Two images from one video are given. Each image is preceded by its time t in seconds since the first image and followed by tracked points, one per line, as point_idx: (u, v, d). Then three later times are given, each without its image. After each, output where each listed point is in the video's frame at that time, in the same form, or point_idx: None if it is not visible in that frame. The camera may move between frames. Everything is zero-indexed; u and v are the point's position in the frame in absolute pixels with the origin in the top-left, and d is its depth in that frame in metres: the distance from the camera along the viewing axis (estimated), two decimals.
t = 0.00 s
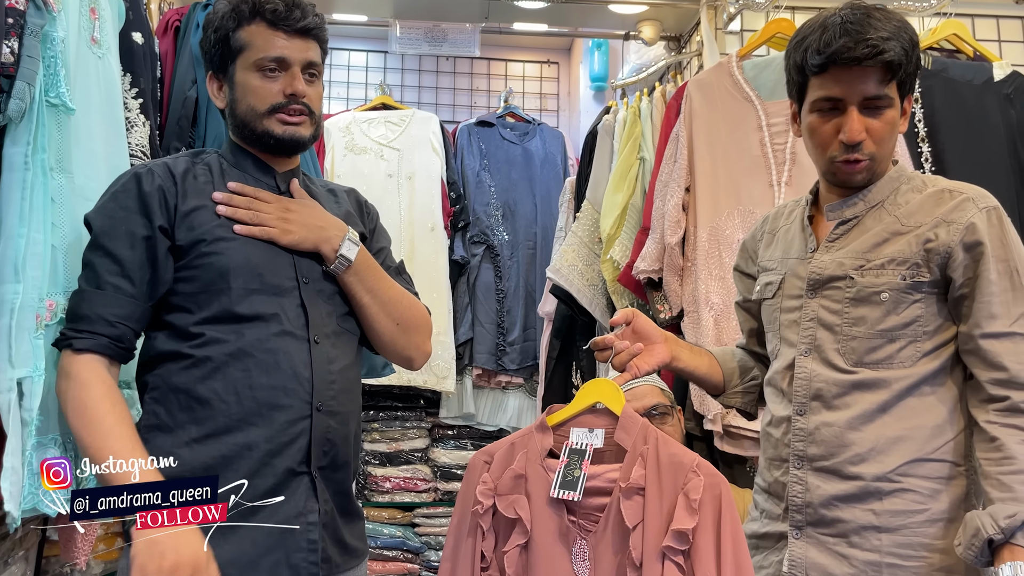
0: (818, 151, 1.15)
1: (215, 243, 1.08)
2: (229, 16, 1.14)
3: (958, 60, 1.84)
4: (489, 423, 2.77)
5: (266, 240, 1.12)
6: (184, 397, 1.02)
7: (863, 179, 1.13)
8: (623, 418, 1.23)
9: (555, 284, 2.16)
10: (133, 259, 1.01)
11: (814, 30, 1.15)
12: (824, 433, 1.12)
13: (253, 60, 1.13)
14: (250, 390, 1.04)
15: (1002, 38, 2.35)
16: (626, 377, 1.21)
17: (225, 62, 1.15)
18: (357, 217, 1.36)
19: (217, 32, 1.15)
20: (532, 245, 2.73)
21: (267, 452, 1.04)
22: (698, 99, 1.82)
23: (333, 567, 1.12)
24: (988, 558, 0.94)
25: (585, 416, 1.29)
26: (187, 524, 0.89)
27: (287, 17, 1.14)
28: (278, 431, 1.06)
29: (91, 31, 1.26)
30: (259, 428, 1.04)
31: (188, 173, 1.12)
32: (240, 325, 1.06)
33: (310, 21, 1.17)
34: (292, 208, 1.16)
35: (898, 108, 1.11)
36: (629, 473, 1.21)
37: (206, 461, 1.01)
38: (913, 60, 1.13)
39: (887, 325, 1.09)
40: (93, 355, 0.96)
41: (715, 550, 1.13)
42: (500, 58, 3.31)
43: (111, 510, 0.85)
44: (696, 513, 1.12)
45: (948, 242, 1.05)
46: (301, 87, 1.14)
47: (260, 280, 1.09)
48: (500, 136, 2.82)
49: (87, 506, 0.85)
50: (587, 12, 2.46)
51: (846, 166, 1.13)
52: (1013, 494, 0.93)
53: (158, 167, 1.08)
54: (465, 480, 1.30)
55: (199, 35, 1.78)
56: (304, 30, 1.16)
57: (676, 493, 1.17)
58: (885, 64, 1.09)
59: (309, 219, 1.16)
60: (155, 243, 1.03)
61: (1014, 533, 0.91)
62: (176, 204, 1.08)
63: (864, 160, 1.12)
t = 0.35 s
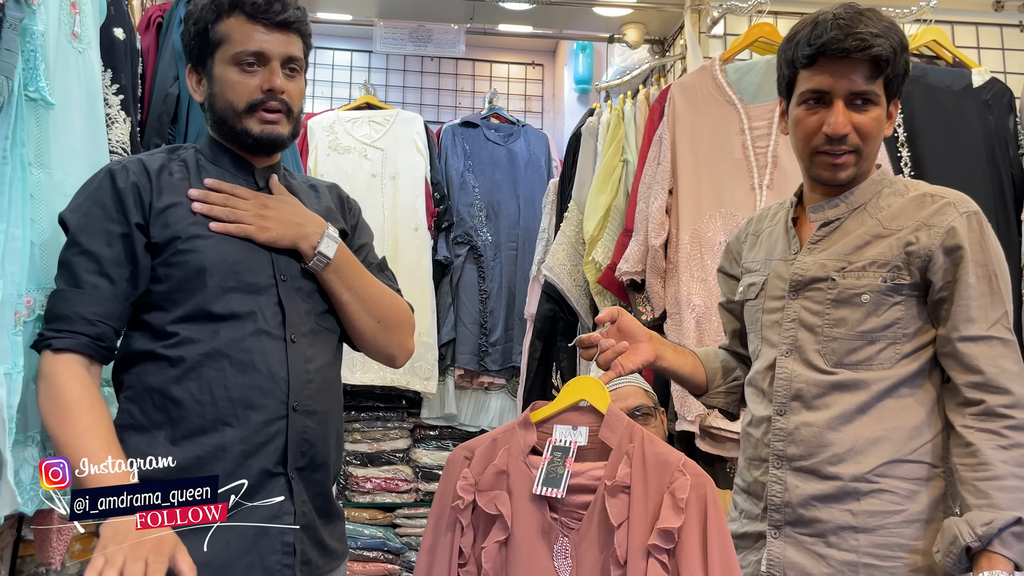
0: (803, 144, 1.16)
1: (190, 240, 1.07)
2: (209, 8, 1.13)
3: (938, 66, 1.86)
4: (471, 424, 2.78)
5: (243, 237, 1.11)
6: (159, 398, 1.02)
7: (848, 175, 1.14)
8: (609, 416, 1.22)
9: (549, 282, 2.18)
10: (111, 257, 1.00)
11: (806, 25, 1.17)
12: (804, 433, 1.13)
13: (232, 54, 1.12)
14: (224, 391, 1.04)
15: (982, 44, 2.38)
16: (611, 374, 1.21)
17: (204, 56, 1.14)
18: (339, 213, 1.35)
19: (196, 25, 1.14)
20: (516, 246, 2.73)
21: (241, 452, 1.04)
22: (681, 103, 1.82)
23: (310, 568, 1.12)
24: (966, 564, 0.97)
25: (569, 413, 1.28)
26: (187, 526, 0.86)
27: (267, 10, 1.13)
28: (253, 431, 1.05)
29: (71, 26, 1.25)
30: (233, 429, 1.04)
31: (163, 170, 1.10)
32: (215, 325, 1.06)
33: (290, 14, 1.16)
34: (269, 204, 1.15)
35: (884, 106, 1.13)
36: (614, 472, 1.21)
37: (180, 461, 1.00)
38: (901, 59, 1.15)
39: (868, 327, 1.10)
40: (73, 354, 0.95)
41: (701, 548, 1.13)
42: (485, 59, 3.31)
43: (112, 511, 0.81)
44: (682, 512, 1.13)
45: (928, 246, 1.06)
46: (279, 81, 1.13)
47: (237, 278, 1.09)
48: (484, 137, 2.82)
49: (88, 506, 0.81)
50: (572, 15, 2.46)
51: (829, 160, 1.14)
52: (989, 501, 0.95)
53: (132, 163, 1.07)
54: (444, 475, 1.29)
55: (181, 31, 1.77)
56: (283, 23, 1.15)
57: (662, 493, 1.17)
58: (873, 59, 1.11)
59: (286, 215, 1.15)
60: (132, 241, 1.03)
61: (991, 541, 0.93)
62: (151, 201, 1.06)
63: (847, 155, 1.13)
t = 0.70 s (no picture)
0: (786, 149, 1.17)
1: (167, 245, 1.06)
2: (186, 10, 1.12)
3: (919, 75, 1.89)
4: (454, 429, 2.77)
5: (221, 242, 1.10)
6: (135, 405, 1.01)
7: (831, 184, 1.15)
8: (594, 421, 1.23)
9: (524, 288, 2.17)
10: (90, 261, 0.99)
11: (793, 31, 1.18)
12: (783, 439, 1.14)
13: (211, 56, 1.12)
14: (201, 398, 1.03)
15: (961, 55, 2.41)
16: (595, 378, 1.21)
17: (182, 57, 1.14)
18: (317, 216, 1.35)
19: (173, 27, 1.13)
20: (500, 251, 2.73)
21: (218, 459, 1.03)
22: (665, 110, 1.83)
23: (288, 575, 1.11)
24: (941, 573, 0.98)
25: (551, 417, 1.29)
26: (185, 525, 0.92)
27: (245, 11, 1.13)
28: (231, 438, 1.05)
29: (53, 27, 1.24)
30: (210, 436, 1.03)
31: (140, 174, 1.10)
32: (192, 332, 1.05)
33: (270, 16, 1.16)
34: (247, 210, 1.14)
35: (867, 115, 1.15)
36: (599, 477, 1.22)
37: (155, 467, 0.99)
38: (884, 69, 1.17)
39: (848, 335, 1.11)
40: (52, 362, 0.95)
41: (685, 555, 1.14)
42: (470, 63, 3.31)
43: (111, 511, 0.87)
44: (667, 518, 1.13)
45: (908, 255, 1.07)
46: (261, 83, 1.13)
47: (214, 284, 1.08)
48: (469, 141, 2.82)
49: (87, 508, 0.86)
50: (557, 20, 2.47)
51: (812, 167, 1.15)
52: (964, 510, 0.96)
53: (110, 166, 1.07)
54: (421, 478, 1.28)
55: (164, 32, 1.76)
56: (263, 25, 1.14)
57: (646, 497, 1.18)
58: (859, 65, 1.12)
59: (265, 220, 1.14)
60: (112, 244, 1.02)
61: (964, 550, 0.95)
62: (128, 205, 1.06)
63: (829, 163, 1.14)
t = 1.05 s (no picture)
0: (778, 157, 1.17)
1: (151, 252, 1.06)
2: (172, 15, 1.12)
3: (908, 85, 1.91)
4: (444, 434, 2.77)
5: (205, 247, 1.09)
6: (121, 412, 1.01)
7: (820, 192, 1.16)
8: (585, 428, 1.23)
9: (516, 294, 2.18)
10: (70, 274, 1.00)
11: (785, 40, 1.19)
12: (770, 447, 1.14)
13: (195, 62, 1.12)
14: (189, 405, 1.03)
15: (950, 64, 2.43)
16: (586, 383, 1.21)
17: (166, 64, 1.14)
18: (304, 222, 1.34)
19: (158, 32, 1.13)
20: (491, 255, 2.73)
21: (205, 466, 1.03)
22: (656, 117, 1.84)
23: None
24: None
25: (543, 423, 1.28)
26: (182, 526, 1.00)
27: (232, 18, 1.13)
28: (219, 444, 1.04)
29: (43, 30, 1.24)
30: (199, 443, 1.03)
31: (124, 181, 1.09)
32: (179, 340, 1.05)
33: (256, 23, 1.15)
34: (236, 211, 1.14)
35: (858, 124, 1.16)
36: (592, 483, 1.22)
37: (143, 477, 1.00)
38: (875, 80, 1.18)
39: (835, 343, 1.12)
40: (27, 377, 0.96)
41: (677, 561, 1.14)
42: (462, 68, 3.31)
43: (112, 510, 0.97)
44: (661, 525, 1.13)
45: (895, 264, 1.08)
46: (245, 90, 1.13)
47: (200, 291, 1.08)
48: (460, 146, 2.82)
49: (88, 506, 0.96)
50: (548, 27, 2.48)
51: (802, 175, 1.16)
52: (948, 518, 0.97)
53: (92, 174, 1.05)
54: (409, 483, 1.27)
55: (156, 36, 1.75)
56: (249, 32, 1.14)
57: (639, 505, 1.18)
58: (851, 74, 1.13)
59: (251, 224, 1.14)
60: (91, 255, 1.02)
61: (947, 558, 0.96)
62: (111, 213, 1.05)
63: (819, 171, 1.15)
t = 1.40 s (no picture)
0: (773, 164, 1.18)
1: (144, 253, 1.06)
2: (177, 17, 1.11)
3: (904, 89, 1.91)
4: (439, 435, 2.77)
5: (194, 243, 1.09)
6: (113, 413, 1.01)
7: (815, 197, 1.16)
8: (585, 429, 1.24)
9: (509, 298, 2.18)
10: (62, 273, 0.99)
11: (778, 46, 1.19)
12: (767, 448, 1.14)
13: (194, 67, 1.11)
14: (182, 408, 1.03)
15: (945, 68, 2.44)
16: (583, 387, 1.22)
17: (166, 63, 1.13)
18: (299, 221, 1.34)
19: (162, 31, 1.12)
20: (487, 257, 2.73)
21: (198, 468, 1.03)
22: (654, 121, 1.84)
23: None
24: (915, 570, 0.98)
25: (541, 424, 1.29)
26: (169, 528, 1.01)
27: (235, 28, 1.12)
28: (213, 446, 1.04)
29: (41, 31, 1.24)
30: (192, 445, 1.03)
31: (116, 182, 1.09)
32: (173, 342, 1.05)
33: (260, 34, 1.15)
34: (228, 209, 1.14)
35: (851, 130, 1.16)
36: (593, 485, 1.22)
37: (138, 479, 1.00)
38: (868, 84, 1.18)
39: (829, 344, 1.12)
40: (19, 376, 0.95)
41: (678, 563, 1.14)
42: (458, 70, 3.31)
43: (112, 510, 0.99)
44: (662, 527, 1.13)
45: (888, 266, 1.08)
46: (240, 100, 1.12)
47: (193, 293, 1.07)
48: (457, 148, 2.82)
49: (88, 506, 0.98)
50: (545, 29, 2.48)
51: (796, 181, 1.16)
52: (942, 510, 0.97)
53: (85, 176, 1.06)
54: (405, 480, 1.26)
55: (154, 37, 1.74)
56: (251, 43, 1.14)
57: (640, 507, 1.18)
58: (843, 80, 1.13)
59: (241, 222, 1.13)
60: (84, 255, 1.02)
61: (938, 546, 0.95)
62: (103, 215, 1.05)
63: (814, 177, 1.16)
